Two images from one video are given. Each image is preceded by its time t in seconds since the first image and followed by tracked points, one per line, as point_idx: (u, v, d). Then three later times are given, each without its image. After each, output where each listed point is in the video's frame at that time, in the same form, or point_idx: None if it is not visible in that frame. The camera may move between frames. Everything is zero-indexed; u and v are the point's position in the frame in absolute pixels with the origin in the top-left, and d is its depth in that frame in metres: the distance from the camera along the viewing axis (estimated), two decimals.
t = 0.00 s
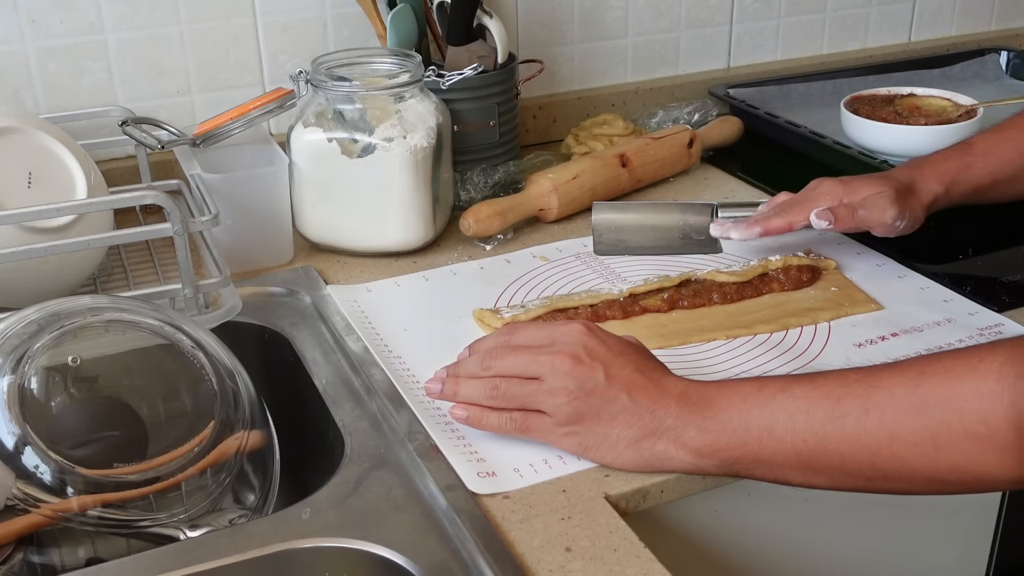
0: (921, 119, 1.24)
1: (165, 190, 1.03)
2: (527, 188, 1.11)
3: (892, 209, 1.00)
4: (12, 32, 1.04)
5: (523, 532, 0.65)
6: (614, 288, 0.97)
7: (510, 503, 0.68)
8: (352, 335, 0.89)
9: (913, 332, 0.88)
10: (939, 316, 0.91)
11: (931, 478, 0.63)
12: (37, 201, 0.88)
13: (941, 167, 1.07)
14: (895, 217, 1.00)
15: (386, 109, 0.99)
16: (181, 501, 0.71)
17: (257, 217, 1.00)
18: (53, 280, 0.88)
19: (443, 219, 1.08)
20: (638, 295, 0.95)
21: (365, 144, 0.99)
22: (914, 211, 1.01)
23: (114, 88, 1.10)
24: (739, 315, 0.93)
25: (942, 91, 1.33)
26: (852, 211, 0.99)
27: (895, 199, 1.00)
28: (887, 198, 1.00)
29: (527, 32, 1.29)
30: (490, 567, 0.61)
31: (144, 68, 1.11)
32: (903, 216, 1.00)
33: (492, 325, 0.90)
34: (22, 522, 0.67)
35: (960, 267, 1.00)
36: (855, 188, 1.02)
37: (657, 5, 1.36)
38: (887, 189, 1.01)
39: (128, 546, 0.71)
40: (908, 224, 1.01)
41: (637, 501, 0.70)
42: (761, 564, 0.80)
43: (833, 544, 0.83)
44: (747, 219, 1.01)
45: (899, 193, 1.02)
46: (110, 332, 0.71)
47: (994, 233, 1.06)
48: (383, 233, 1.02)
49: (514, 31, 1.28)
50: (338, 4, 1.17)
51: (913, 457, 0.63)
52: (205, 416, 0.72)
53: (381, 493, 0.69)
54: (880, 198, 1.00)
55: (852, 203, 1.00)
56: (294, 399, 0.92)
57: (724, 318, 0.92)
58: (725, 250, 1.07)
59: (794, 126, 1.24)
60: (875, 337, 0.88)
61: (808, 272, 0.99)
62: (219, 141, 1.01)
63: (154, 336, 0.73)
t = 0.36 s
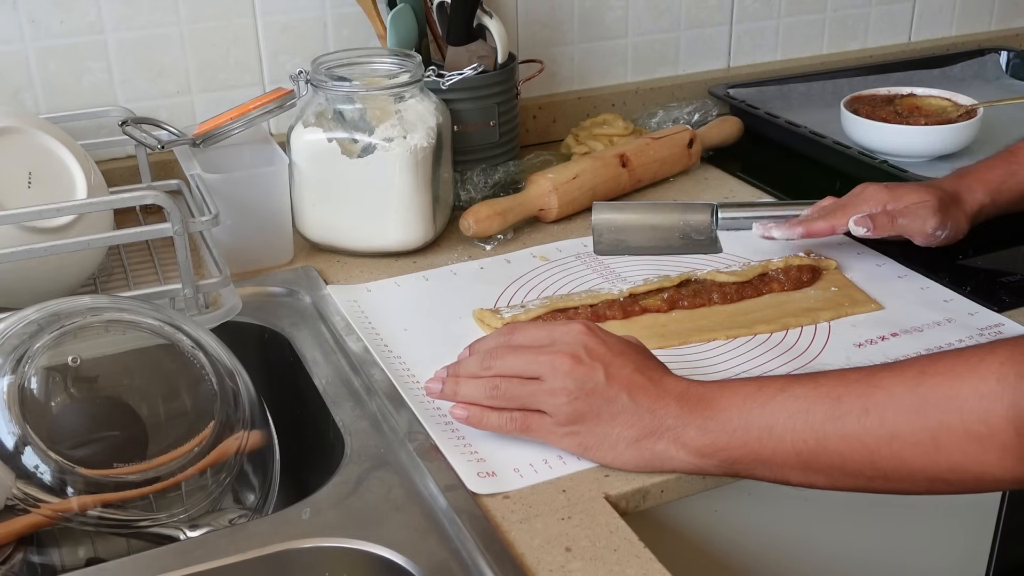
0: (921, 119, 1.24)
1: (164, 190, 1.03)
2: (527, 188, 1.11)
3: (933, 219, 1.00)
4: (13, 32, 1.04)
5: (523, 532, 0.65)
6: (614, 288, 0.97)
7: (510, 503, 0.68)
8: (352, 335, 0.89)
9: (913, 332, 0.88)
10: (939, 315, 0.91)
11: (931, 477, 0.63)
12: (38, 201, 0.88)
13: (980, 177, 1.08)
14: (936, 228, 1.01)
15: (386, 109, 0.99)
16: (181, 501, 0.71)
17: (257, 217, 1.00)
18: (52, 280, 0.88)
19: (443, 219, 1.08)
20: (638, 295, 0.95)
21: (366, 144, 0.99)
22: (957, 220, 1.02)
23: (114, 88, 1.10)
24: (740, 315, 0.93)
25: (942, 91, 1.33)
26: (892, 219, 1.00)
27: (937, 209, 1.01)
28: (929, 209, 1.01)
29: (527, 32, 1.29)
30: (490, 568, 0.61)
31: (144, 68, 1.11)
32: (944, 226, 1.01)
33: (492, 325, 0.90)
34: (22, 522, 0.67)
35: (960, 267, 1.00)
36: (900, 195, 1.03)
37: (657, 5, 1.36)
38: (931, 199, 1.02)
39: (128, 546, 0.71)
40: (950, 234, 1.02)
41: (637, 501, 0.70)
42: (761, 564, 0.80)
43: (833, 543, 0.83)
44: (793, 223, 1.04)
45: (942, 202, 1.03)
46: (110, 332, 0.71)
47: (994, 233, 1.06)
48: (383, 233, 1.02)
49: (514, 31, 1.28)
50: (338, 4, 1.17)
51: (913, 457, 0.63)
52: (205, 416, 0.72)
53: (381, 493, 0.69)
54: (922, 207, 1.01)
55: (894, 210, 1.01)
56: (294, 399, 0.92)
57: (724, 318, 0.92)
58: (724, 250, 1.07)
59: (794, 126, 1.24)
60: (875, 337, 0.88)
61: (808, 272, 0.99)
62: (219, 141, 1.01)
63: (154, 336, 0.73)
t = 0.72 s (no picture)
0: (921, 119, 1.23)
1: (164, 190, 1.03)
2: (527, 188, 1.11)
3: (948, 225, 1.00)
4: (12, 32, 1.04)
5: (523, 532, 0.65)
6: (614, 288, 0.97)
7: (510, 503, 0.68)
8: (352, 335, 0.89)
9: (913, 332, 0.88)
10: (939, 315, 0.91)
11: (931, 479, 0.63)
12: (38, 201, 0.88)
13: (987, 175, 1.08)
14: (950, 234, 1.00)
15: (386, 109, 0.99)
16: (181, 501, 0.71)
17: (257, 217, 1.00)
18: (52, 280, 0.88)
19: (443, 219, 1.08)
20: (638, 295, 0.95)
21: (365, 144, 0.99)
22: (975, 224, 1.02)
23: (114, 88, 1.10)
24: (739, 315, 0.93)
25: (943, 91, 1.33)
26: (906, 224, 0.99)
27: (953, 214, 1.01)
28: (946, 213, 1.00)
29: (527, 32, 1.29)
30: (490, 568, 0.61)
31: (144, 68, 1.11)
32: (959, 232, 1.01)
33: (492, 325, 0.90)
34: (22, 522, 0.67)
35: (961, 266, 1.00)
36: (919, 196, 1.03)
37: (657, 5, 1.36)
38: (949, 202, 1.02)
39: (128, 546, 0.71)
40: (966, 240, 1.01)
41: (637, 501, 0.70)
42: (761, 564, 0.80)
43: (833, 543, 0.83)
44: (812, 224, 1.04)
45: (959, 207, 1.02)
46: (110, 332, 0.71)
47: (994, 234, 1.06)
48: (383, 233, 1.02)
49: (514, 31, 1.28)
50: (338, 4, 1.17)
51: (912, 459, 0.63)
52: (205, 416, 0.72)
53: (381, 493, 0.69)
54: (938, 211, 1.01)
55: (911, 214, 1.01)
56: (294, 399, 0.92)
57: (724, 318, 0.92)
58: (724, 249, 1.07)
59: (794, 126, 1.24)
60: (875, 337, 0.88)
61: (808, 272, 0.99)
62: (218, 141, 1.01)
63: (154, 336, 0.73)
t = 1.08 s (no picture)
0: (921, 119, 1.23)
1: (164, 190, 1.03)
2: (527, 188, 1.11)
3: (928, 224, 1.00)
4: (12, 32, 1.04)
5: (523, 532, 0.65)
6: (614, 288, 0.97)
7: (510, 503, 0.68)
8: (352, 335, 0.89)
9: (913, 332, 0.88)
10: (939, 316, 0.91)
11: (930, 484, 0.63)
12: (38, 201, 0.88)
13: (985, 176, 1.07)
14: (930, 234, 1.00)
15: (386, 109, 0.99)
16: (181, 501, 0.71)
17: (257, 217, 1.00)
18: (53, 280, 0.88)
19: (443, 219, 1.08)
20: (638, 295, 0.95)
21: (366, 144, 0.99)
22: (960, 220, 1.02)
23: (114, 88, 1.10)
24: (739, 315, 0.93)
25: (942, 91, 1.33)
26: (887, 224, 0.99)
27: (933, 214, 1.01)
28: (927, 213, 1.01)
29: (528, 32, 1.29)
30: (490, 568, 0.61)
31: (144, 68, 1.11)
32: (940, 230, 1.01)
33: (492, 324, 0.90)
34: (22, 522, 0.67)
35: (961, 267, 1.00)
36: (904, 192, 1.03)
37: (657, 5, 1.36)
38: (935, 199, 1.02)
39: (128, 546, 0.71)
40: (947, 237, 1.02)
41: (637, 501, 0.70)
42: (761, 563, 0.80)
43: (833, 542, 0.83)
44: (798, 225, 1.04)
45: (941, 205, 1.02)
46: (110, 332, 0.71)
47: (994, 234, 1.06)
48: (383, 233, 1.02)
49: (514, 31, 1.28)
50: (338, 4, 1.17)
51: (911, 463, 0.63)
52: (205, 416, 0.72)
53: (381, 493, 0.69)
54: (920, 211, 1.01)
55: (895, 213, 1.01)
56: (294, 399, 0.92)
57: (724, 318, 0.92)
58: (725, 249, 1.07)
59: (793, 126, 1.25)
60: (874, 337, 0.88)
61: (808, 272, 0.99)
62: (219, 141, 1.01)
63: (154, 336, 0.73)
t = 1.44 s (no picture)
0: (921, 119, 1.23)
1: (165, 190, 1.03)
2: (527, 188, 1.11)
3: (919, 215, 1.02)
4: (13, 32, 1.04)
5: (523, 532, 0.65)
6: (614, 288, 0.97)
7: (510, 503, 0.68)
8: (352, 335, 0.89)
9: (913, 333, 0.88)
10: (939, 316, 0.91)
11: (926, 492, 0.63)
12: (38, 201, 0.88)
13: (982, 177, 1.08)
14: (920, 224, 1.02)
15: (386, 109, 0.99)
16: (181, 501, 0.71)
17: (256, 217, 1.00)
18: (53, 280, 0.88)
19: (444, 219, 1.08)
20: (638, 295, 0.95)
21: (366, 144, 0.99)
22: (953, 211, 1.04)
23: (114, 88, 1.10)
24: (739, 315, 0.93)
25: (942, 91, 1.33)
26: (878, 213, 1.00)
27: (925, 204, 1.02)
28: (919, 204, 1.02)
29: (528, 33, 1.29)
30: (490, 568, 0.61)
31: (144, 68, 1.11)
32: (932, 221, 1.03)
33: (492, 325, 0.90)
34: (22, 522, 0.67)
35: (960, 267, 1.00)
36: (900, 178, 1.04)
37: (657, 6, 1.36)
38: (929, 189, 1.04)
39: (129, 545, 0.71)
40: (937, 228, 1.03)
41: (637, 501, 0.70)
42: (762, 563, 0.80)
43: (833, 542, 0.83)
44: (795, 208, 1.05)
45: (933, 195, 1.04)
46: (110, 332, 0.71)
47: (993, 234, 1.06)
48: (383, 233, 1.02)
49: (514, 31, 1.28)
50: (338, 4, 1.17)
51: (907, 472, 0.63)
52: (204, 416, 0.72)
53: (381, 493, 0.69)
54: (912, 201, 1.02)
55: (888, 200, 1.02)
56: (294, 399, 0.92)
57: (724, 318, 0.92)
58: (725, 250, 1.07)
59: (793, 126, 1.25)
60: (874, 337, 0.88)
61: (808, 272, 0.99)
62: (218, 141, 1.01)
63: (154, 336, 0.73)
